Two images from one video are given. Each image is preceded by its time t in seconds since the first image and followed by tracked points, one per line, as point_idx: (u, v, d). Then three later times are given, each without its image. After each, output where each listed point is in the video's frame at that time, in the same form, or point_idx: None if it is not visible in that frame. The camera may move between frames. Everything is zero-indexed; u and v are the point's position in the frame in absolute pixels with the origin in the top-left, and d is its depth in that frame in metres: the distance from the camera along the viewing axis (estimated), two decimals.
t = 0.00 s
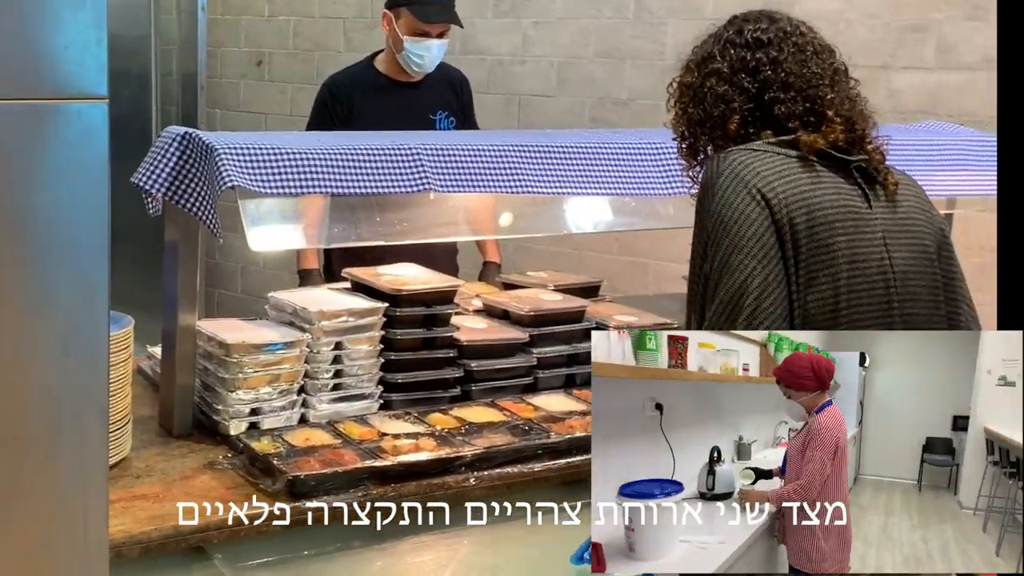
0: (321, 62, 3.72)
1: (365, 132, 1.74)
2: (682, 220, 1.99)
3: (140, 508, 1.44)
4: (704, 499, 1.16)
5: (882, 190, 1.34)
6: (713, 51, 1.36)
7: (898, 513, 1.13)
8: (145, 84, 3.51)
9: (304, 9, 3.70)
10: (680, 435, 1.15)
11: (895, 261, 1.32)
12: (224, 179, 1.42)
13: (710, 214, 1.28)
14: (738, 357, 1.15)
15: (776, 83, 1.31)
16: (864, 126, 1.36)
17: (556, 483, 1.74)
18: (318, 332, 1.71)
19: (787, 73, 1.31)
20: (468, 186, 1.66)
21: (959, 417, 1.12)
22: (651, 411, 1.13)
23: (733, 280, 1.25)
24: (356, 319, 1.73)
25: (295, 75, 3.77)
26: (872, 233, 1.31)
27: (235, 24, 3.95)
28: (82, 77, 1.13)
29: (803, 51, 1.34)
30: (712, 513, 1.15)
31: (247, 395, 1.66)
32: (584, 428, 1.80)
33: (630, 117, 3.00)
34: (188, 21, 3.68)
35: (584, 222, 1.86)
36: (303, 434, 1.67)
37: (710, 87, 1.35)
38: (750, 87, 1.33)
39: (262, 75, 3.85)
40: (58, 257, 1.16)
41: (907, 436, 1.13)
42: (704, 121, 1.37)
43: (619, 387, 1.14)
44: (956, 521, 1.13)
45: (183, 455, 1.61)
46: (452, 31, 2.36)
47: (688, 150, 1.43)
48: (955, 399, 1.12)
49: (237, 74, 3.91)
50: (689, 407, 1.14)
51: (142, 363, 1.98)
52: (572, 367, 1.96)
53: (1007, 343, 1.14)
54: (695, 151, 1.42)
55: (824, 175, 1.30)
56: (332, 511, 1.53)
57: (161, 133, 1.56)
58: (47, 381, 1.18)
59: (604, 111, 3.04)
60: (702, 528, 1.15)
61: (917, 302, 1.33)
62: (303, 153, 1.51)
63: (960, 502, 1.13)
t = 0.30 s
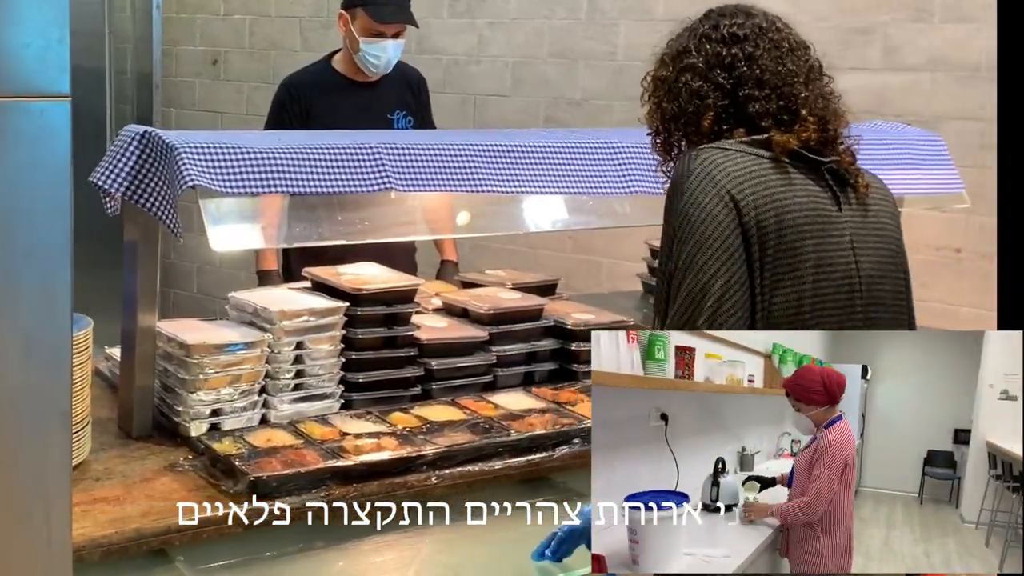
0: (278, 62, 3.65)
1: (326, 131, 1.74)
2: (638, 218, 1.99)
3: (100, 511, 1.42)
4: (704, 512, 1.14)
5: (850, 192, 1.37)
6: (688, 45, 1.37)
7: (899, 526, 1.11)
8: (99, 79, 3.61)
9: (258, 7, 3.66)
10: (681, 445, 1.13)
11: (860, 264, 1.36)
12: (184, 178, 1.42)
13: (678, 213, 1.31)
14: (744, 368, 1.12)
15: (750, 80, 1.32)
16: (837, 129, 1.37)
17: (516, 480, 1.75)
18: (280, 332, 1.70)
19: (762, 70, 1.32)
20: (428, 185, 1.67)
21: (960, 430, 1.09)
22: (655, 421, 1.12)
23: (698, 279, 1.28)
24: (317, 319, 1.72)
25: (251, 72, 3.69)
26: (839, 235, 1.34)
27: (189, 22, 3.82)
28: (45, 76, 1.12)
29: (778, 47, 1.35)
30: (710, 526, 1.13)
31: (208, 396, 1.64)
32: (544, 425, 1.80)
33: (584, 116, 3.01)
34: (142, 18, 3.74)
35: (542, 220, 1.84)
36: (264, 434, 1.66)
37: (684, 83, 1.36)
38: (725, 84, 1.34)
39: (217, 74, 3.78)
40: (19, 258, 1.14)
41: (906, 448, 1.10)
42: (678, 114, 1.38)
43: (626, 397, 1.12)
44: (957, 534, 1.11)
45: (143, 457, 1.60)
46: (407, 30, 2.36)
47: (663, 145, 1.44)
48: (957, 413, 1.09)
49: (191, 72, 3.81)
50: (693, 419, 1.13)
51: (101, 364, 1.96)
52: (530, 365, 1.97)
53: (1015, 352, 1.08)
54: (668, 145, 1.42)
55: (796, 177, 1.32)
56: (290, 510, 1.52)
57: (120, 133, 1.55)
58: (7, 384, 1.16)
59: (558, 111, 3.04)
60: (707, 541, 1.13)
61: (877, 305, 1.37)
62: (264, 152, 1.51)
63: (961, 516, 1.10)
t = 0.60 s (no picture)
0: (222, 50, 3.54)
1: (285, 135, 1.75)
2: (598, 220, 2.01)
3: (61, 517, 1.40)
4: (704, 512, 1.19)
5: (817, 199, 1.40)
6: (654, 41, 1.37)
7: (897, 527, 1.16)
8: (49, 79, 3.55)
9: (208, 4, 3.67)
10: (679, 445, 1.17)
11: (831, 272, 1.38)
12: (144, 182, 1.41)
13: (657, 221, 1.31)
14: (742, 369, 1.17)
15: (719, 83, 1.34)
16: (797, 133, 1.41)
17: (476, 481, 1.76)
18: (240, 335, 1.69)
19: (730, 70, 1.34)
20: (388, 188, 1.67)
21: (959, 432, 1.14)
22: (654, 423, 1.16)
23: (674, 289, 1.28)
24: (278, 321, 1.72)
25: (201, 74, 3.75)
26: (810, 242, 1.36)
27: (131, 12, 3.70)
28: (5, 79, 1.11)
29: (747, 51, 1.36)
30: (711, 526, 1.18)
31: (168, 400, 1.64)
32: (504, 425, 1.81)
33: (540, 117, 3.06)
34: (97, 20, 3.65)
35: (501, 223, 1.86)
36: (225, 438, 1.65)
37: (648, 79, 1.36)
38: (693, 83, 1.35)
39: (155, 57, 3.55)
40: None
41: (906, 449, 1.15)
42: (644, 111, 1.38)
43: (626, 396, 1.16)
44: (956, 536, 1.16)
45: (102, 463, 1.59)
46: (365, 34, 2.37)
47: (618, 134, 1.45)
48: (956, 414, 1.13)
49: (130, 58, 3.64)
50: (690, 419, 1.17)
51: (59, 370, 1.94)
52: (489, 365, 1.99)
53: (1014, 358, 1.12)
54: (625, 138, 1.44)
55: (773, 185, 1.34)
56: (255, 513, 1.53)
57: (78, 135, 1.54)
58: None
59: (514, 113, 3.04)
60: (704, 541, 1.18)
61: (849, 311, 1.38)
62: (224, 156, 1.52)
63: (960, 517, 1.15)
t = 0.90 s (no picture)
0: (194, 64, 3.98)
1: (250, 139, 1.75)
2: (559, 221, 2.04)
3: (25, 522, 1.40)
4: (703, 519, 1.03)
5: (779, 203, 1.31)
6: (614, 37, 1.25)
7: (899, 531, 1.03)
8: (13, 82, 3.57)
9: (176, 12, 3.91)
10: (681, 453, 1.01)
11: (795, 277, 1.30)
12: (108, 185, 1.42)
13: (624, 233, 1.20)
14: (738, 377, 1.02)
15: (684, 85, 1.23)
16: (756, 136, 1.32)
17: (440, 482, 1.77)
18: (206, 338, 1.68)
19: (695, 73, 1.23)
20: (354, 191, 1.67)
21: (957, 432, 1.02)
22: (653, 431, 1.01)
23: (642, 304, 1.17)
24: (243, 324, 1.71)
25: (170, 78, 4.00)
26: (777, 250, 1.27)
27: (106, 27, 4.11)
28: None
29: (711, 50, 1.25)
30: (711, 535, 1.04)
31: (133, 404, 1.62)
32: (467, 426, 1.82)
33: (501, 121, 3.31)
34: (59, 23, 3.66)
35: (464, 225, 1.88)
36: (191, 442, 1.64)
37: (609, 79, 1.25)
38: (658, 85, 1.23)
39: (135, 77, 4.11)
40: None
41: (905, 451, 1.02)
42: (606, 111, 1.27)
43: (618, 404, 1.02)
44: (957, 537, 1.03)
45: (67, 468, 1.58)
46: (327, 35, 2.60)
47: (573, 130, 1.33)
48: (956, 414, 1.01)
49: (110, 77, 4.13)
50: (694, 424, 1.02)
51: (23, 374, 1.94)
52: (454, 366, 2.01)
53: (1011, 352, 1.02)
54: (582, 138, 1.32)
55: (739, 194, 1.24)
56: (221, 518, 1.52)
57: (41, 139, 1.54)
58: None
59: (475, 116, 3.33)
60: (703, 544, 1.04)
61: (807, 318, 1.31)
62: (189, 159, 1.52)
63: (961, 518, 1.03)
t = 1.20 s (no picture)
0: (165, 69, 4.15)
1: (222, 144, 1.75)
2: (528, 224, 2.06)
3: None
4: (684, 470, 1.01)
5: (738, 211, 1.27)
6: (587, 36, 1.23)
7: (987, 528, 0.97)
8: None
9: (146, 17, 4.16)
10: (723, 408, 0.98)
11: (761, 286, 1.27)
12: (77, 190, 1.41)
13: (582, 241, 1.20)
14: (827, 368, 0.97)
15: (647, 93, 1.21)
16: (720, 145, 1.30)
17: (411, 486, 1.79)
18: (175, 342, 1.68)
19: (658, 84, 1.21)
20: (322, 194, 1.68)
21: None
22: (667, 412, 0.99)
23: (599, 311, 1.17)
24: (212, 329, 1.71)
25: (137, 82, 4.22)
26: (737, 258, 1.24)
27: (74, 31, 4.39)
28: None
29: (677, 62, 1.23)
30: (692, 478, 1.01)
31: (102, 409, 1.60)
32: (437, 429, 1.81)
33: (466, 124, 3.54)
34: (25, 24, 3.77)
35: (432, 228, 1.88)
36: (161, 447, 1.63)
37: (575, 80, 1.23)
38: (620, 92, 1.21)
39: (104, 81, 4.33)
40: None
41: (1008, 446, 0.96)
42: (571, 112, 1.25)
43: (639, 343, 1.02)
44: None
45: (36, 474, 1.57)
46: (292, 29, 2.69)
47: (541, 123, 1.31)
48: None
49: (77, 81, 4.41)
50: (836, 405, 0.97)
51: None
52: (422, 369, 2.02)
53: None
54: (549, 134, 1.31)
55: (690, 201, 1.22)
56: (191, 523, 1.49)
57: (9, 142, 1.53)
58: None
59: (442, 119, 3.59)
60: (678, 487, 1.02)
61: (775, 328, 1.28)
62: (158, 162, 1.52)
63: None
